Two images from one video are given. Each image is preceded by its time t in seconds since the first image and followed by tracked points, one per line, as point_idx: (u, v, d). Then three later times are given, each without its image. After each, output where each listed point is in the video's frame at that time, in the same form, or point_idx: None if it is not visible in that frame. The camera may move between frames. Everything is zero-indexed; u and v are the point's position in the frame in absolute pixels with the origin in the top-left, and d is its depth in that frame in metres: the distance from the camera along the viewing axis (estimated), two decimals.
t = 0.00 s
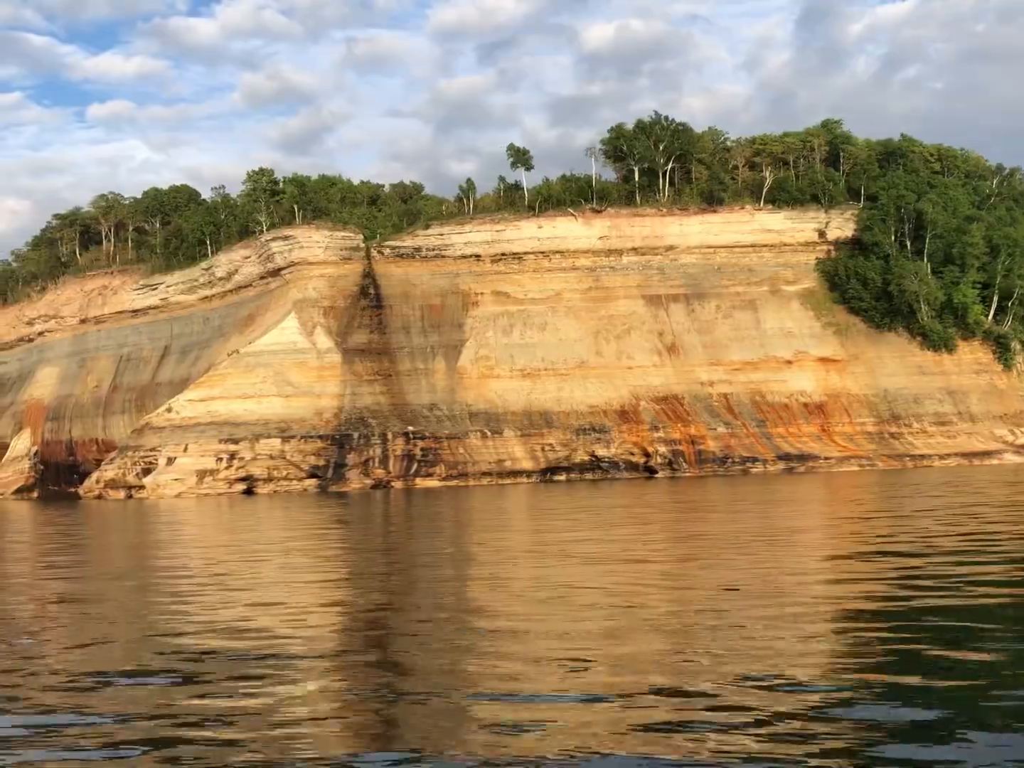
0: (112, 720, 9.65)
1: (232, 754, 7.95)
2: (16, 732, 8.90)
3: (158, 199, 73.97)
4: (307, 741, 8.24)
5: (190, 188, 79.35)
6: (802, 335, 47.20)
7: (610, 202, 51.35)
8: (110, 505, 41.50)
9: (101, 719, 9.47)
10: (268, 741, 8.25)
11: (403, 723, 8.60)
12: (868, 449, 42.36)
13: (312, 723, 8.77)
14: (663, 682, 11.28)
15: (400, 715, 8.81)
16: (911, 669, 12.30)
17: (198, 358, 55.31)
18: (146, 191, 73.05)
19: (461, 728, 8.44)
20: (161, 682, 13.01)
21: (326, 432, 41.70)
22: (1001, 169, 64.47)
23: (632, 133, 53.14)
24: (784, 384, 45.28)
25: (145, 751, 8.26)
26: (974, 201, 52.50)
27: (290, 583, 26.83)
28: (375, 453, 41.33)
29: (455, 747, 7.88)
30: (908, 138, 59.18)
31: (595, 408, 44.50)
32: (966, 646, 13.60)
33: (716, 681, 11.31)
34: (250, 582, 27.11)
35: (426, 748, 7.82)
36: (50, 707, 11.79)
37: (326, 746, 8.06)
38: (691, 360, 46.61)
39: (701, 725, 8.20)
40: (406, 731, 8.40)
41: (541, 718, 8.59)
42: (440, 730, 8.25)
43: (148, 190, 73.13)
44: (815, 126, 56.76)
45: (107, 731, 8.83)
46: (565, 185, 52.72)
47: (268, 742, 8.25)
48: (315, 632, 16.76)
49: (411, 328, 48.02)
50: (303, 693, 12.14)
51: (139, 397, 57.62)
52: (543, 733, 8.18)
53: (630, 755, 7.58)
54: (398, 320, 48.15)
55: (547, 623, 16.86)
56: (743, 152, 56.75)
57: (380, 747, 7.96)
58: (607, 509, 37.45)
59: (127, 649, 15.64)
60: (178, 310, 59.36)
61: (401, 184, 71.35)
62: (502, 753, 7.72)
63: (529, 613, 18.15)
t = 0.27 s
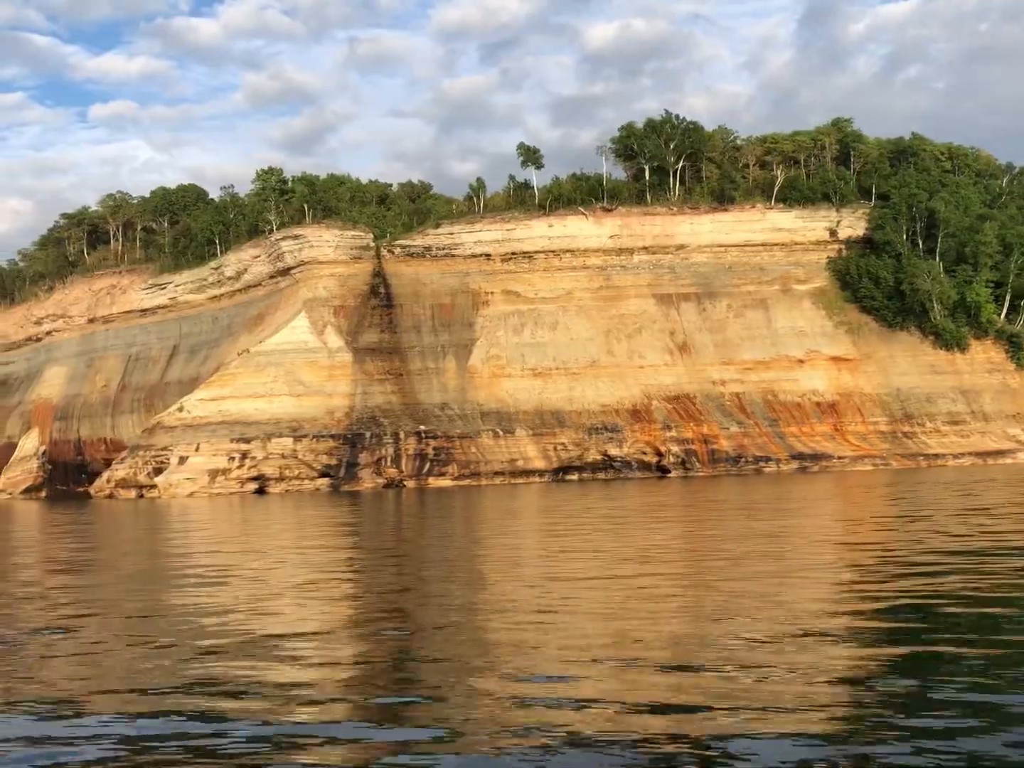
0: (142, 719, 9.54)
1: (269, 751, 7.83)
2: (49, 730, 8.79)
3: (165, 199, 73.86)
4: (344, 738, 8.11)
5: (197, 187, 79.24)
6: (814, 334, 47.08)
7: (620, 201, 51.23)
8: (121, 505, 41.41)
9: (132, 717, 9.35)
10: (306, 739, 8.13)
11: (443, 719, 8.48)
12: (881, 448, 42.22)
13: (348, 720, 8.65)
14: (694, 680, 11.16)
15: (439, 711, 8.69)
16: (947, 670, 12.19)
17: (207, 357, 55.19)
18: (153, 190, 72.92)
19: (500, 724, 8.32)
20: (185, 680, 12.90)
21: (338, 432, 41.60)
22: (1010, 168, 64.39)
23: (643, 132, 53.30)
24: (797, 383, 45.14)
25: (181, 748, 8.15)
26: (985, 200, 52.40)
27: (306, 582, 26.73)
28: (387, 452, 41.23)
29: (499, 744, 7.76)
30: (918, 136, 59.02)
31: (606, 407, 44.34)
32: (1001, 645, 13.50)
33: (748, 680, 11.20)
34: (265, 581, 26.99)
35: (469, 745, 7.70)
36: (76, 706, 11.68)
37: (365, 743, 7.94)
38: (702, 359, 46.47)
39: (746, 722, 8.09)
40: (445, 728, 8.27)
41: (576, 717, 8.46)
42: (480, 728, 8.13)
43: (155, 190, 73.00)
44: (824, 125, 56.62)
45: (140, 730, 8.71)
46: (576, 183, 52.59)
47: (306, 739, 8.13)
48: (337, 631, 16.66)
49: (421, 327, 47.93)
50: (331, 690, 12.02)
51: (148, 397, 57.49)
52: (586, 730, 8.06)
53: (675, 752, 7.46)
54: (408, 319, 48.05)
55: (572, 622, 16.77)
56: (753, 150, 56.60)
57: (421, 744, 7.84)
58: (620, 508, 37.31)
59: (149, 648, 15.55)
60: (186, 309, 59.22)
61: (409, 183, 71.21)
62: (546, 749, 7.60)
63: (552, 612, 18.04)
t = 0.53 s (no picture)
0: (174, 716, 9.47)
1: (307, 749, 7.74)
2: (81, 727, 8.71)
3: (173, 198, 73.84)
4: (383, 735, 8.02)
5: (205, 187, 79.20)
6: (825, 333, 47.00)
7: (630, 199, 51.13)
8: (133, 504, 41.36)
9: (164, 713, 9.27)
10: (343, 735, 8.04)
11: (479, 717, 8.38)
12: (895, 447, 42.15)
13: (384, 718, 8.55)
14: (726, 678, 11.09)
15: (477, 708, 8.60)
16: (981, 669, 12.10)
17: (215, 356, 55.08)
18: (161, 189, 72.89)
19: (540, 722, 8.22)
20: (210, 678, 12.82)
21: (350, 430, 41.48)
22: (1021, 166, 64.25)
23: (653, 130, 53.23)
24: (809, 382, 45.08)
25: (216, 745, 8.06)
26: (997, 197, 52.27)
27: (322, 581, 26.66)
28: (398, 451, 41.10)
29: (540, 742, 7.67)
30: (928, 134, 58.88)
31: (618, 406, 44.25)
32: None
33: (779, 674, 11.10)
34: (281, 580, 26.92)
35: (510, 742, 7.61)
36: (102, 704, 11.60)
37: (404, 740, 7.84)
38: (714, 358, 46.37)
39: (789, 720, 7.99)
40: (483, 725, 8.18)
41: (615, 712, 8.34)
42: (522, 725, 8.08)
43: (163, 188, 72.96)
44: (834, 123, 56.49)
45: (174, 726, 8.63)
46: (586, 182, 52.47)
47: (343, 736, 8.04)
48: (360, 630, 16.57)
49: (431, 325, 47.87)
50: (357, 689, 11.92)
51: (156, 397, 57.40)
52: (628, 728, 7.95)
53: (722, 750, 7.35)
54: (418, 318, 47.99)
55: (596, 621, 16.67)
56: (763, 148, 56.47)
57: (463, 742, 7.79)
58: (634, 507, 37.19)
59: (172, 647, 15.48)
60: (194, 308, 59.13)
61: (417, 181, 71.11)
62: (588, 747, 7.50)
63: (574, 611, 17.95)
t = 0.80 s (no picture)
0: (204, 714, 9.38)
1: (340, 747, 7.64)
2: (112, 726, 8.62)
3: (179, 197, 73.76)
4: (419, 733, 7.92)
5: (211, 186, 79.11)
6: (836, 330, 46.86)
7: (640, 197, 50.99)
8: (142, 504, 41.30)
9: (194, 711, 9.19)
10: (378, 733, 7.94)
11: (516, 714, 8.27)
12: (907, 446, 42.02)
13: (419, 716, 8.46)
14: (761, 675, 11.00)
15: (513, 706, 8.50)
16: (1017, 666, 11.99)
17: (223, 355, 54.95)
18: (167, 188, 72.77)
19: (579, 719, 8.11)
20: (233, 676, 12.74)
21: (361, 429, 41.32)
22: None
23: (662, 128, 53.10)
24: (820, 380, 44.97)
25: (248, 744, 7.96)
26: (1007, 195, 52.13)
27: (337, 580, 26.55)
28: (409, 450, 40.98)
29: (579, 739, 7.57)
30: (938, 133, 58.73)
31: (629, 405, 44.12)
32: None
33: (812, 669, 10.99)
34: (296, 579, 26.84)
35: (550, 739, 7.50)
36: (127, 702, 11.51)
37: (442, 737, 7.75)
38: (724, 356, 46.22)
39: (834, 716, 7.87)
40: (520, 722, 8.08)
41: (654, 707, 8.23)
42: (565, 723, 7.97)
43: (169, 188, 72.85)
44: (844, 121, 56.35)
45: (206, 725, 8.53)
46: (595, 180, 52.34)
47: (377, 734, 7.93)
48: (381, 629, 16.48)
49: (441, 324, 47.74)
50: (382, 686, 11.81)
51: (163, 396, 57.26)
52: (668, 723, 7.84)
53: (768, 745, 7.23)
54: (428, 316, 47.87)
55: (619, 619, 16.57)
56: (772, 146, 56.34)
57: (508, 738, 7.69)
58: (646, 507, 37.05)
59: (192, 645, 15.40)
60: (201, 307, 59.00)
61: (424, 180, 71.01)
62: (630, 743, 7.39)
63: (596, 610, 17.84)
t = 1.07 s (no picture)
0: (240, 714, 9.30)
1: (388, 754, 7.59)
2: (150, 727, 8.55)
3: (185, 196, 73.70)
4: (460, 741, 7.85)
5: (217, 185, 79.08)
6: (846, 330, 46.77)
7: (648, 197, 50.93)
8: (152, 504, 41.25)
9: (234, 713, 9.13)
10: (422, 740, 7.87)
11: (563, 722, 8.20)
12: (919, 445, 41.95)
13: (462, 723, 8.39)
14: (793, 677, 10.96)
15: (553, 712, 8.45)
16: None
17: (230, 355, 54.88)
18: (173, 188, 72.71)
19: (625, 728, 8.04)
20: (261, 677, 12.67)
21: (372, 429, 41.37)
22: None
23: (671, 127, 53.03)
24: (830, 380, 44.93)
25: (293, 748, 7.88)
26: (1017, 194, 52.06)
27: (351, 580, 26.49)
28: (420, 450, 40.99)
29: (627, 748, 7.49)
30: (946, 132, 58.64)
31: (640, 404, 44.05)
32: None
33: (846, 673, 10.91)
34: (311, 579, 26.78)
35: (602, 749, 7.42)
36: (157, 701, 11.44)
37: (484, 744, 7.71)
38: (734, 356, 46.15)
39: (877, 724, 7.82)
40: (565, 728, 8.01)
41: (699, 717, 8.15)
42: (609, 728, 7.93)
43: (175, 187, 72.80)
44: (852, 120, 56.26)
45: (245, 727, 8.46)
46: (604, 180, 52.27)
47: (423, 742, 7.87)
48: (404, 629, 16.42)
49: (450, 324, 47.68)
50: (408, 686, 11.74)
51: (170, 396, 57.19)
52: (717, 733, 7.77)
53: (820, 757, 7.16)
54: (437, 316, 47.81)
55: (643, 619, 16.49)
56: (780, 146, 56.27)
57: (553, 744, 7.65)
58: (657, 506, 36.98)
59: (214, 644, 15.35)
60: (208, 307, 58.93)
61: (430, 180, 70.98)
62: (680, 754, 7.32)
63: (620, 609, 17.75)
